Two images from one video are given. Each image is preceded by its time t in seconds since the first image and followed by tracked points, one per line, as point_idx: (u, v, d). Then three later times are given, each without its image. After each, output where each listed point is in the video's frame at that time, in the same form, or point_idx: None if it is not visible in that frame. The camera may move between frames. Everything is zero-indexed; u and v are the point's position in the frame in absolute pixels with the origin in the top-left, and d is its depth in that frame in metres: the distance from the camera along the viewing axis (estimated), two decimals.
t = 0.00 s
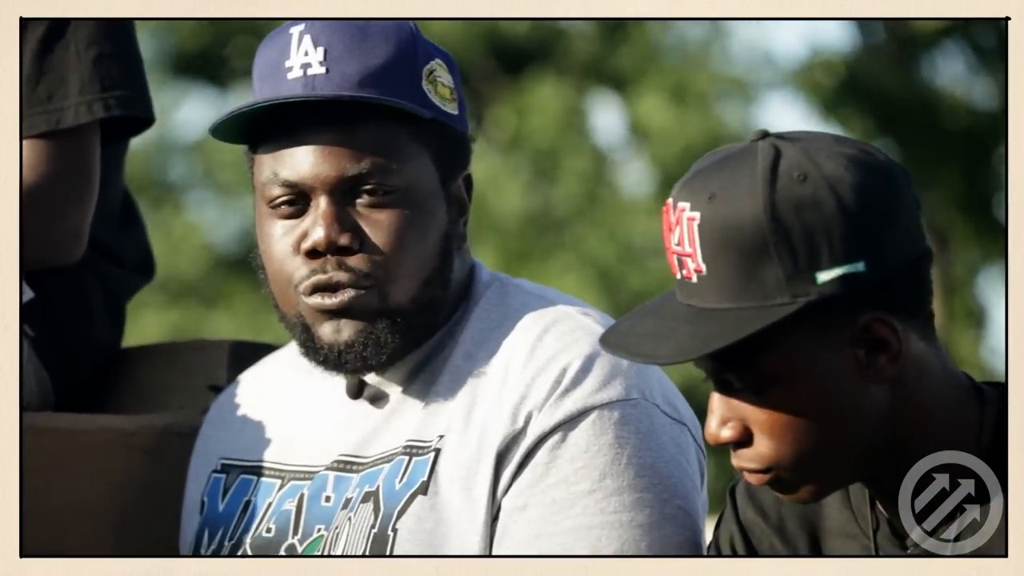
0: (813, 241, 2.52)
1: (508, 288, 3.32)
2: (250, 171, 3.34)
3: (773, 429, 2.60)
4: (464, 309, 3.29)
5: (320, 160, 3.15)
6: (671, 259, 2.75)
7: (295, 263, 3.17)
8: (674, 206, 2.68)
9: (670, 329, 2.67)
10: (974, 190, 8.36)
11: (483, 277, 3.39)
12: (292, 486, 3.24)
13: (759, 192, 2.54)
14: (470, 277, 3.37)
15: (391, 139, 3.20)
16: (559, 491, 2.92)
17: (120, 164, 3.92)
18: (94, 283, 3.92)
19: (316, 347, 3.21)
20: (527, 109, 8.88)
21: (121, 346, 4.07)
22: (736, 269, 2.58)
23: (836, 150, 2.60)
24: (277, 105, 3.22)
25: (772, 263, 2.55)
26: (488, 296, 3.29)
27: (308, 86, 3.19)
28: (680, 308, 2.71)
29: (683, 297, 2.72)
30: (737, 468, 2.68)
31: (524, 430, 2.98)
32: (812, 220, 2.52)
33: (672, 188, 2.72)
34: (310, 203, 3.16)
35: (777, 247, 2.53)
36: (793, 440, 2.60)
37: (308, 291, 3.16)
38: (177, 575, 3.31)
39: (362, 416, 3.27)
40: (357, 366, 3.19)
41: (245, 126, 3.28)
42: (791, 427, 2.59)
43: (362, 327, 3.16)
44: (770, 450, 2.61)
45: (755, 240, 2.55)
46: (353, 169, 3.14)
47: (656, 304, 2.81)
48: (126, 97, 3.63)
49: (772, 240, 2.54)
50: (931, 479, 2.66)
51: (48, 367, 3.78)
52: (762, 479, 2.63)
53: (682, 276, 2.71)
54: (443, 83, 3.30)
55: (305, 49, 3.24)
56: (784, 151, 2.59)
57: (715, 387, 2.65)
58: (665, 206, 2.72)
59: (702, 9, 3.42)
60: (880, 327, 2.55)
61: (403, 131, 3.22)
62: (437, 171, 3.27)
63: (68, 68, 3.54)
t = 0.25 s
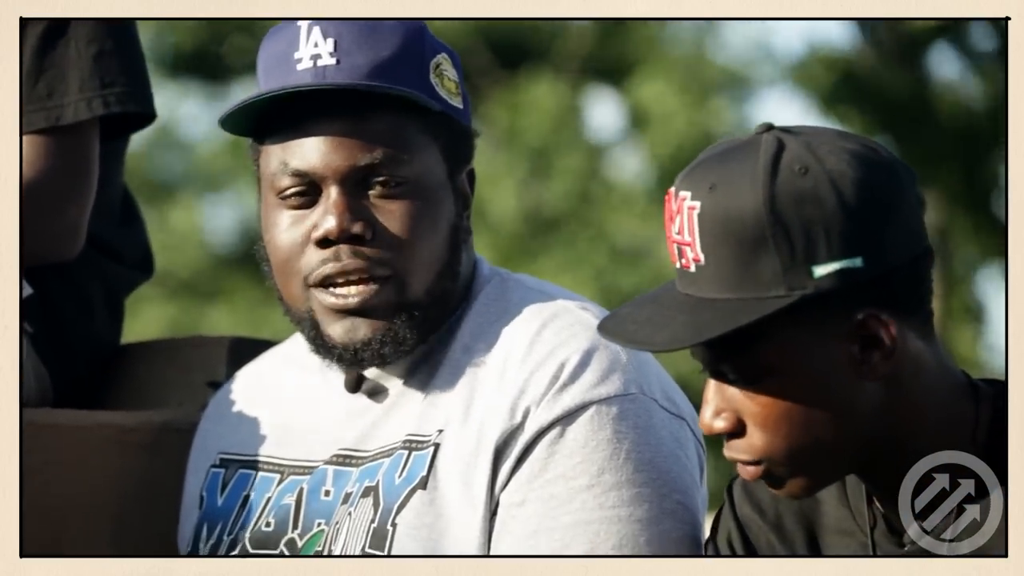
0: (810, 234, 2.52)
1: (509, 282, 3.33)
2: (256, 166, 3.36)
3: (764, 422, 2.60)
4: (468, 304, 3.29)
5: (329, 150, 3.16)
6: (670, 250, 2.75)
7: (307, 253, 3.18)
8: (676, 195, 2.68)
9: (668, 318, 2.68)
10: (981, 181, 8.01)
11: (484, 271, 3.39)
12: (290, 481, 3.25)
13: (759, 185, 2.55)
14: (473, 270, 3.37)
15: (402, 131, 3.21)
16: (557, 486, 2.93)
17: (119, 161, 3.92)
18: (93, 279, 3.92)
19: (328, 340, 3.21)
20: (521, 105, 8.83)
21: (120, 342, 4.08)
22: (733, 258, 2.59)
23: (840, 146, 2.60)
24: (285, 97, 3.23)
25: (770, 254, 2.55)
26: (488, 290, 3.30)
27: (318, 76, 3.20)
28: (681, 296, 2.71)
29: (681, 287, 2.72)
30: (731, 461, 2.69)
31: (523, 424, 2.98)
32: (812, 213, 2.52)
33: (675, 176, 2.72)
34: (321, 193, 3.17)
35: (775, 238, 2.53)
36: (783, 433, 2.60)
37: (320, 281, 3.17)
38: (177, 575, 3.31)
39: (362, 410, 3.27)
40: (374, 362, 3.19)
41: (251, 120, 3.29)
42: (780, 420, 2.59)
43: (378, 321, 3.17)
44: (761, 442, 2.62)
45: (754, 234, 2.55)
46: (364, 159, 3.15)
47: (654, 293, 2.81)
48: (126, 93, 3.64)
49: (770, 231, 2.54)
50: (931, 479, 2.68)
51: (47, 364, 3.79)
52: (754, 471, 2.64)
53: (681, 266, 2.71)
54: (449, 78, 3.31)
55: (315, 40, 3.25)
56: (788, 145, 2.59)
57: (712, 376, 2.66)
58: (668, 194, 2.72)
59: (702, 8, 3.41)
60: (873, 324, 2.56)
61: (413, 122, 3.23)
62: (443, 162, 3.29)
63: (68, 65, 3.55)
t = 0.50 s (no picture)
0: (806, 229, 2.54)
1: (509, 276, 3.36)
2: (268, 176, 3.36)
3: (759, 416, 2.62)
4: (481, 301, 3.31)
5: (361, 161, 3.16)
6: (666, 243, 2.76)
7: (347, 264, 3.22)
8: (672, 189, 2.70)
9: (661, 310, 2.70)
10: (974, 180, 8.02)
11: (489, 264, 3.43)
12: (289, 469, 3.26)
13: (754, 181, 2.57)
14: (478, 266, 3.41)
15: (427, 136, 3.23)
16: (556, 476, 2.95)
17: (119, 159, 3.93)
18: (93, 274, 3.94)
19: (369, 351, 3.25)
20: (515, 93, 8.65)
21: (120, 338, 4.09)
22: (726, 253, 2.61)
23: (838, 142, 2.61)
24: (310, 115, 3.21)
25: (764, 251, 2.57)
26: (492, 284, 3.34)
27: (343, 86, 3.18)
28: (673, 291, 2.73)
29: (676, 281, 2.74)
30: (727, 460, 2.71)
31: (523, 413, 3.01)
32: (807, 209, 2.54)
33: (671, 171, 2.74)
34: (355, 205, 3.19)
35: (770, 232, 2.56)
36: (772, 429, 2.61)
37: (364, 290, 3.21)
38: None
39: (362, 400, 3.30)
40: (416, 385, 3.21)
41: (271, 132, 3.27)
42: (768, 416, 2.61)
43: (417, 336, 3.20)
44: (753, 437, 2.64)
45: (747, 227, 2.58)
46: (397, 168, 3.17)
47: (651, 285, 2.82)
48: (127, 93, 3.65)
49: (764, 227, 2.56)
50: (931, 479, 2.68)
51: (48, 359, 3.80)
52: (748, 468, 2.66)
53: (676, 261, 2.73)
54: (452, 77, 3.35)
55: (332, 48, 3.23)
56: (784, 139, 2.62)
57: (705, 371, 2.69)
58: (663, 189, 2.74)
59: (702, 9, 3.39)
60: (865, 318, 2.57)
61: (434, 123, 3.26)
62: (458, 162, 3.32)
63: (71, 64, 3.57)
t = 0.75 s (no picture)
0: (795, 230, 2.54)
1: (508, 274, 3.36)
2: (264, 173, 3.36)
3: (751, 416, 2.62)
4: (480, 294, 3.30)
5: (357, 154, 3.16)
6: (657, 244, 2.76)
7: (341, 258, 3.20)
8: (661, 189, 2.70)
9: (652, 309, 2.70)
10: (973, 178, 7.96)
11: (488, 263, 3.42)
12: (289, 468, 3.27)
13: (742, 180, 2.57)
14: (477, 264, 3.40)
15: (425, 131, 3.23)
16: (558, 475, 2.96)
17: (115, 158, 3.92)
18: (89, 271, 3.93)
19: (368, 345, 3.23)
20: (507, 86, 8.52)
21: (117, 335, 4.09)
22: (716, 253, 2.60)
23: (825, 139, 2.61)
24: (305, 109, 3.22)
25: (753, 250, 2.57)
26: (490, 280, 3.34)
27: (340, 81, 3.18)
28: (665, 292, 2.73)
29: (667, 280, 2.74)
30: (723, 461, 2.71)
31: (525, 412, 3.02)
32: (795, 208, 2.54)
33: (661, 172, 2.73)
34: (352, 198, 3.18)
35: (759, 232, 2.55)
36: (764, 428, 2.62)
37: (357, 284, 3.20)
38: None
39: (363, 398, 3.30)
40: (418, 371, 3.20)
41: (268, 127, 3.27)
42: (759, 415, 2.61)
43: (416, 326, 3.18)
44: (748, 437, 2.63)
45: (736, 228, 2.57)
46: (393, 162, 3.16)
47: (643, 287, 2.82)
48: (125, 95, 3.65)
49: (754, 227, 2.56)
50: (931, 479, 2.68)
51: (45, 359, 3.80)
52: (741, 467, 2.66)
53: (667, 262, 2.72)
54: (448, 75, 3.35)
55: (330, 44, 3.23)
56: (772, 138, 2.61)
57: (697, 372, 2.69)
58: (655, 187, 2.74)
59: (701, 9, 3.39)
60: (854, 316, 2.57)
61: (433, 119, 3.26)
62: (456, 157, 3.32)
63: (69, 64, 3.57)
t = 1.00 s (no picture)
0: (801, 232, 2.54)
1: (507, 271, 3.34)
2: (262, 162, 3.38)
3: (750, 417, 2.62)
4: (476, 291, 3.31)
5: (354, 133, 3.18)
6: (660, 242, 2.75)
7: (336, 239, 3.22)
8: (667, 187, 2.69)
9: (655, 309, 2.70)
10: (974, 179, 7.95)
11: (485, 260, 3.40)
12: (284, 465, 3.26)
13: (749, 181, 2.56)
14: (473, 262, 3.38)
15: (422, 116, 3.25)
16: (552, 471, 2.96)
17: (112, 158, 3.92)
18: (86, 271, 3.92)
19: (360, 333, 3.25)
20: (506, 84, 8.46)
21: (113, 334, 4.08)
22: (722, 254, 2.60)
23: (832, 140, 2.61)
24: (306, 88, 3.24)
25: (760, 251, 2.56)
26: (489, 276, 3.33)
27: (339, 63, 3.19)
28: (670, 291, 2.72)
29: (672, 280, 2.74)
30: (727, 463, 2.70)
31: (520, 409, 3.01)
32: (802, 209, 2.53)
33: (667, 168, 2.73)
34: (348, 180, 3.20)
35: (766, 233, 2.55)
36: (765, 429, 2.61)
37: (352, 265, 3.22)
38: None
39: (359, 394, 3.28)
40: (407, 360, 3.21)
41: (268, 110, 3.29)
42: (761, 415, 2.61)
43: (409, 316, 3.21)
44: (749, 436, 2.63)
45: (742, 228, 2.57)
46: (390, 141, 3.18)
47: (645, 284, 2.82)
48: (121, 94, 3.65)
49: (761, 227, 2.55)
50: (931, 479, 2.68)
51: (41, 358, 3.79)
52: (743, 466, 2.65)
53: (671, 260, 2.72)
54: (447, 66, 3.35)
55: (329, 31, 3.24)
56: (780, 139, 2.61)
57: (700, 369, 2.68)
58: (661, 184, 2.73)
59: (702, 9, 3.39)
60: (861, 320, 2.57)
61: (430, 107, 3.27)
62: (454, 149, 3.33)
63: (66, 63, 3.55)
